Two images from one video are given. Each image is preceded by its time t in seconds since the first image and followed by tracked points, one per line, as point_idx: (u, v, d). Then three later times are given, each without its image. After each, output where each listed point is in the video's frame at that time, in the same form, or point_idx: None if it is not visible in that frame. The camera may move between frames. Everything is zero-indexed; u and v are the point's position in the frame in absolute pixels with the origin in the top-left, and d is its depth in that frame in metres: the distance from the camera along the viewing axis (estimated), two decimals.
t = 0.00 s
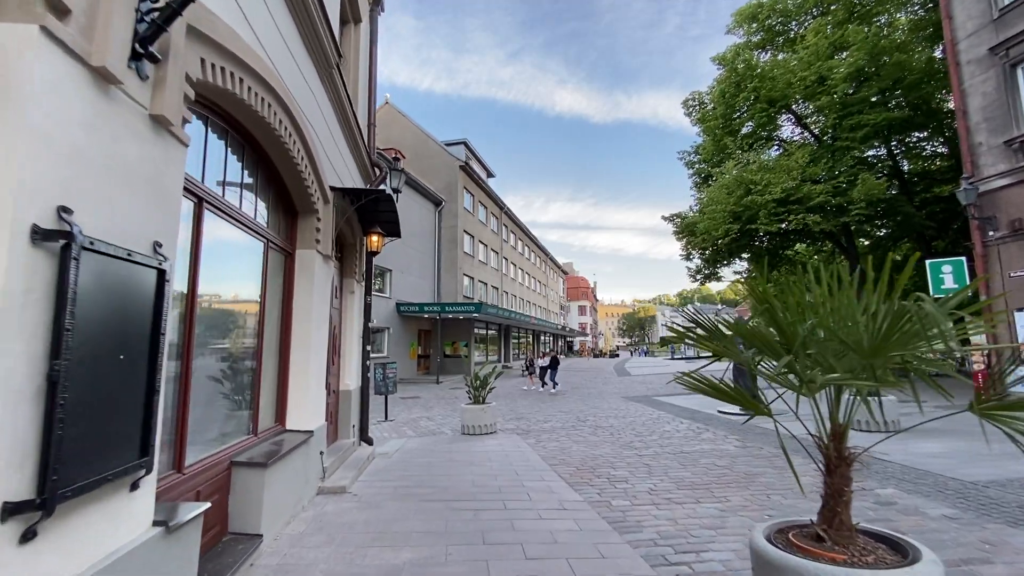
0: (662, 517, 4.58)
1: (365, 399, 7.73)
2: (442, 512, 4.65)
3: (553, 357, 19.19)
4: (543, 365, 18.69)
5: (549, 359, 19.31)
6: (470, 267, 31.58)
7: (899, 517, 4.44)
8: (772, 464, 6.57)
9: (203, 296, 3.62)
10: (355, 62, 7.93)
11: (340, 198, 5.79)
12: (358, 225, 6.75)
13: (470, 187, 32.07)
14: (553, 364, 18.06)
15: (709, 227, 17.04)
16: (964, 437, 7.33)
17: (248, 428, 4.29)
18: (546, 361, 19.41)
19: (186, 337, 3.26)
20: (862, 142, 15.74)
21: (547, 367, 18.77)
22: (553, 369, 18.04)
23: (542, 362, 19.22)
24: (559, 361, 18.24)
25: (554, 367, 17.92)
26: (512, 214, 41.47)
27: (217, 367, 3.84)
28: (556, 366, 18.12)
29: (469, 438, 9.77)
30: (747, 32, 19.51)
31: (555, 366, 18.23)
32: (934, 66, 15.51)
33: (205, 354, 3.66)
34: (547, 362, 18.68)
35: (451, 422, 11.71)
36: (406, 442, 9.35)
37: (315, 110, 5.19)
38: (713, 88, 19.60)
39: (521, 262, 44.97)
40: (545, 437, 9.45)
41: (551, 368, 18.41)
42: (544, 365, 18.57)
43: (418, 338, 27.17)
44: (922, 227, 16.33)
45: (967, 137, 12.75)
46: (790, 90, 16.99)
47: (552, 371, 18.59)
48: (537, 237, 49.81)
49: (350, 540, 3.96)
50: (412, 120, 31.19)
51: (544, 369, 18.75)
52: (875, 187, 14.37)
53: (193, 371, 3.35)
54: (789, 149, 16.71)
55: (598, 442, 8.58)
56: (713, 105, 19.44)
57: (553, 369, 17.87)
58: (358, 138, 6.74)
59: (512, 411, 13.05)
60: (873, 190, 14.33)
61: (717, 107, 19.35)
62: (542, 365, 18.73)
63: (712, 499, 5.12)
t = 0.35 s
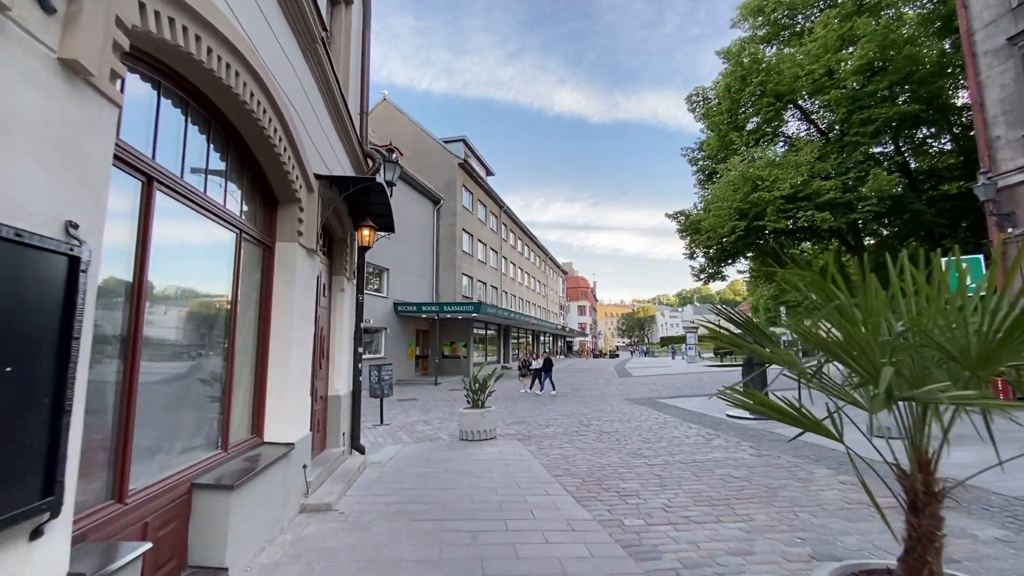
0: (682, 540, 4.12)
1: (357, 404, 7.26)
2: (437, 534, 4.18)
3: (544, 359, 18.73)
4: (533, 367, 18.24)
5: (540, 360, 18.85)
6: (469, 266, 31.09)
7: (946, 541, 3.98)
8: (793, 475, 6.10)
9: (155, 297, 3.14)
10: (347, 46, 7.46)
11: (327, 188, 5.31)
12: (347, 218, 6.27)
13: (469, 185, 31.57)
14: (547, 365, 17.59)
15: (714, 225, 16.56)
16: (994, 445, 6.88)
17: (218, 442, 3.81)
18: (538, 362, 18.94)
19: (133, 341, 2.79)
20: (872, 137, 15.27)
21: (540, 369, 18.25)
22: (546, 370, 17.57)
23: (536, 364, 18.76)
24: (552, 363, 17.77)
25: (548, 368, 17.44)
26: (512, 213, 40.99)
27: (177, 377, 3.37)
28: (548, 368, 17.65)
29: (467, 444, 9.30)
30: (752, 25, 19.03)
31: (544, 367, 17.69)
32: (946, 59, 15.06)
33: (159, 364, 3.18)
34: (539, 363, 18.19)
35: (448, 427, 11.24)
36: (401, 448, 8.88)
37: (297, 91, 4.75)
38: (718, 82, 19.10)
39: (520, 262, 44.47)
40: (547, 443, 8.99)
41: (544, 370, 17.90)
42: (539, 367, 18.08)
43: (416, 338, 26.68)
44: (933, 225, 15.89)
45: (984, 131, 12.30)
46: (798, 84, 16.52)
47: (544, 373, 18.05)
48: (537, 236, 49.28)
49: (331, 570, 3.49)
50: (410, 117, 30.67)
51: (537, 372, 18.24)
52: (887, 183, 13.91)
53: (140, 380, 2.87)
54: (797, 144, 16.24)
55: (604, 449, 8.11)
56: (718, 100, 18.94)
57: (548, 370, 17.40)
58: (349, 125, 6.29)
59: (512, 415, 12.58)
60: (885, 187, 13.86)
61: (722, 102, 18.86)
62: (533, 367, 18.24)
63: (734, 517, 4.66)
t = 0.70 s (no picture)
0: (702, 556, 3.68)
1: (345, 405, 6.80)
2: (428, 550, 3.73)
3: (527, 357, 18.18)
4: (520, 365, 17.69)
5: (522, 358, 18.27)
6: (467, 264, 30.63)
7: (1000, 558, 3.53)
8: (813, 480, 5.66)
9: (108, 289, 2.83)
10: (337, 24, 7.03)
11: (309, 167, 4.87)
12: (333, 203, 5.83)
13: (467, 181, 31.12)
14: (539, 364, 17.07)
15: (718, 220, 16.10)
16: None
17: (176, 449, 3.35)
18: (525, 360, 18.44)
19: (51, 332, 2.35)
20: (882, 129, 14.82)
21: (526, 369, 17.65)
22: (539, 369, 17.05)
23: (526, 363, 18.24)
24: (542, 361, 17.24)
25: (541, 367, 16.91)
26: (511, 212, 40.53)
27: (120, 376, 2.92)
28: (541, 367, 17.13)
29: (465, 446, 8.85)
30: (756, 17, 18.58)
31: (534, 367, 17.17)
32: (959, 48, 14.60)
33: (98, 361, 2.75)
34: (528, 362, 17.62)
35: (445, 428, 10.77)
36: (395, 451, 8.43)
37: (274, 57, 4.31)
38: (721, 76, 18.66)
39: (520, 261, 44.03)
40: (548, 445, 8.54)
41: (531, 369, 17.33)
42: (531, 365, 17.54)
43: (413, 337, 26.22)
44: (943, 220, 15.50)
45: (1000, 122, 11.86)
46: (804, 76, 16.07)
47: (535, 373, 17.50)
48: (536, 235, 48.81)
49: None
50: (407, 112, 30.18)
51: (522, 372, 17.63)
52: (898, 176, 13.48)
53: (60, 375, 2.42)
54: (804, 137, 15.79)
55: (609, 452, 7.65)
56: (721, 93, 18.50)
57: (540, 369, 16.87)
58: (336, 103, 5.85)
59: (511, 415, 12.14)
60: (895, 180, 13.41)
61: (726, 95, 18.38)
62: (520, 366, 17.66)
63: (758, 529, 4.21)
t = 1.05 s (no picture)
0: None
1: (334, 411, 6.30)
2: None
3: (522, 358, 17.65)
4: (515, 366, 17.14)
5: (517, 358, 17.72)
6: (465, 263, 30.12)
7: None
8: (844, 493, 5.18)
9: None
10: None
11: (287, 146, 4.34)
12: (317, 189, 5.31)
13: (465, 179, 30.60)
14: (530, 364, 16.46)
15: (724, 217, 15.58)
16: None
17: (116, 470, 2.81)
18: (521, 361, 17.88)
19: None
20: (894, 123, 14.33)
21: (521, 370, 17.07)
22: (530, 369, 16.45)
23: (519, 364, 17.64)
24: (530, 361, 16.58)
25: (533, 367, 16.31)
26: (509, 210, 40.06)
27: (34, 386, 2.38)
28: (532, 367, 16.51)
29: (462, 452, 8.35)
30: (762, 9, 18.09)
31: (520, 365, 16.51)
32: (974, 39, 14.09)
33: None
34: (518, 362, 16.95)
35: (441, 432, 10.25)
36: (388, 459, 7.91)
37: (248, 21, 3.79)
38: (726, 70, 18.18)
39: (519, 260, 43.56)
40: (550, 451, 8.02)
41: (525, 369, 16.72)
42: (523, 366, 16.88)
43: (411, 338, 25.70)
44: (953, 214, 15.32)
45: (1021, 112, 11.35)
46: (812, 68, 15.58)
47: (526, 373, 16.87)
48: (535, 234, 48.33)
49: None
50: (404, 108, 29.65)
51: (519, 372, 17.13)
52: (911, 171, 13.02)
53: None
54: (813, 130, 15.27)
55: (616, 460, 7.14)
56: (726, 87, 18.00)
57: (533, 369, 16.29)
58: (320, 78, 5.31)
59: (511, 419, 11.64)
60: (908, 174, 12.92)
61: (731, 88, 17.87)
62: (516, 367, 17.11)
63: (794, 555, 3.70)
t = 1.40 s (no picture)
0: None
1: (317, 419, 5.80)
2: None
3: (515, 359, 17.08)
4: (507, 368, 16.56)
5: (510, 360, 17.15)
6: (463, 262, 29.65)
7: None
8: (877, 511, 4.70)
9: None
10: None
11: (256, 121, 3.83)
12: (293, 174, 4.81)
13: (463, 176, 30.12)
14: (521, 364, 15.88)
15: (729, 214, 15.11)
16: None
17: (27, 502, 2.26)
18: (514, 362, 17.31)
19: None
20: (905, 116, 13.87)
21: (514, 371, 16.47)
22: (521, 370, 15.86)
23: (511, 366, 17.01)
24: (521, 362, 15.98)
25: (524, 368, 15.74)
26: (508, 209, 39.62)
27: None
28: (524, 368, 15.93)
29: (458, 460, 7.86)
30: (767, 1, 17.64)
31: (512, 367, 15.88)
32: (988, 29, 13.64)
33: None
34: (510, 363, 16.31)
35: (436, 437, 9.77)
36: (379, 468, 7.42)
37: None
38: (730, 63, 17.71)
39: (518, 260, 43.24)
40: (552, 458, 7.54)
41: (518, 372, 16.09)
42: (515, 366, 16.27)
43: (408, 338, 25.21)
44: (965, 209, 14.85)
45: None
46: (819, 60, 15.12)
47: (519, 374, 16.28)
48: (534, 233, 47.85)
49: None
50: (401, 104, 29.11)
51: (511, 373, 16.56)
52: (924, 165, 12.59)
53: None
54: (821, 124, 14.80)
55: (623, 469, 6.66)
56: (730, 81, 17.55)
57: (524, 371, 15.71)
58: (298, 50, 4.79)
59: (510, 423, 11.16)
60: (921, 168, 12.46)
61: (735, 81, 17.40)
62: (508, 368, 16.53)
63: None
